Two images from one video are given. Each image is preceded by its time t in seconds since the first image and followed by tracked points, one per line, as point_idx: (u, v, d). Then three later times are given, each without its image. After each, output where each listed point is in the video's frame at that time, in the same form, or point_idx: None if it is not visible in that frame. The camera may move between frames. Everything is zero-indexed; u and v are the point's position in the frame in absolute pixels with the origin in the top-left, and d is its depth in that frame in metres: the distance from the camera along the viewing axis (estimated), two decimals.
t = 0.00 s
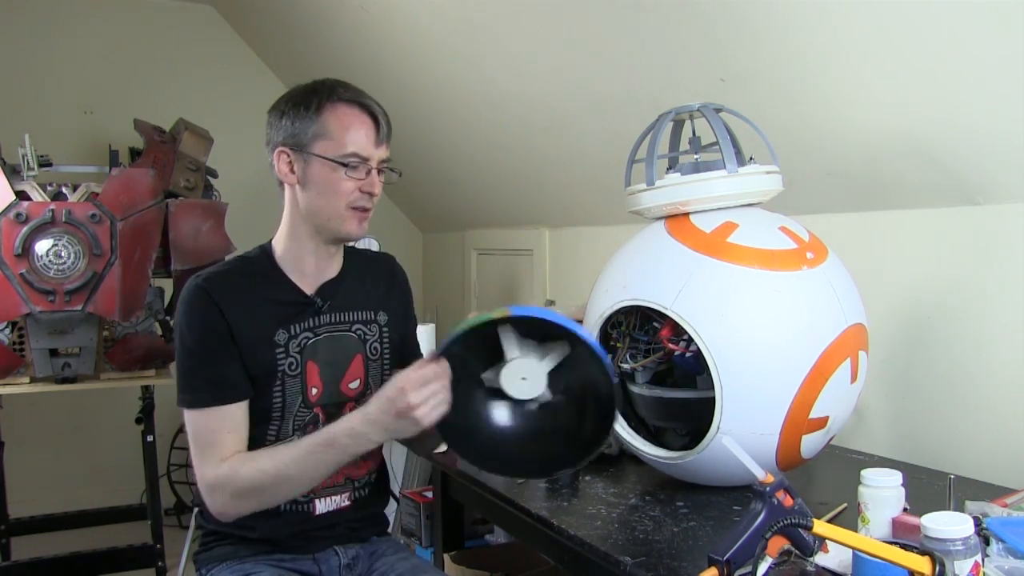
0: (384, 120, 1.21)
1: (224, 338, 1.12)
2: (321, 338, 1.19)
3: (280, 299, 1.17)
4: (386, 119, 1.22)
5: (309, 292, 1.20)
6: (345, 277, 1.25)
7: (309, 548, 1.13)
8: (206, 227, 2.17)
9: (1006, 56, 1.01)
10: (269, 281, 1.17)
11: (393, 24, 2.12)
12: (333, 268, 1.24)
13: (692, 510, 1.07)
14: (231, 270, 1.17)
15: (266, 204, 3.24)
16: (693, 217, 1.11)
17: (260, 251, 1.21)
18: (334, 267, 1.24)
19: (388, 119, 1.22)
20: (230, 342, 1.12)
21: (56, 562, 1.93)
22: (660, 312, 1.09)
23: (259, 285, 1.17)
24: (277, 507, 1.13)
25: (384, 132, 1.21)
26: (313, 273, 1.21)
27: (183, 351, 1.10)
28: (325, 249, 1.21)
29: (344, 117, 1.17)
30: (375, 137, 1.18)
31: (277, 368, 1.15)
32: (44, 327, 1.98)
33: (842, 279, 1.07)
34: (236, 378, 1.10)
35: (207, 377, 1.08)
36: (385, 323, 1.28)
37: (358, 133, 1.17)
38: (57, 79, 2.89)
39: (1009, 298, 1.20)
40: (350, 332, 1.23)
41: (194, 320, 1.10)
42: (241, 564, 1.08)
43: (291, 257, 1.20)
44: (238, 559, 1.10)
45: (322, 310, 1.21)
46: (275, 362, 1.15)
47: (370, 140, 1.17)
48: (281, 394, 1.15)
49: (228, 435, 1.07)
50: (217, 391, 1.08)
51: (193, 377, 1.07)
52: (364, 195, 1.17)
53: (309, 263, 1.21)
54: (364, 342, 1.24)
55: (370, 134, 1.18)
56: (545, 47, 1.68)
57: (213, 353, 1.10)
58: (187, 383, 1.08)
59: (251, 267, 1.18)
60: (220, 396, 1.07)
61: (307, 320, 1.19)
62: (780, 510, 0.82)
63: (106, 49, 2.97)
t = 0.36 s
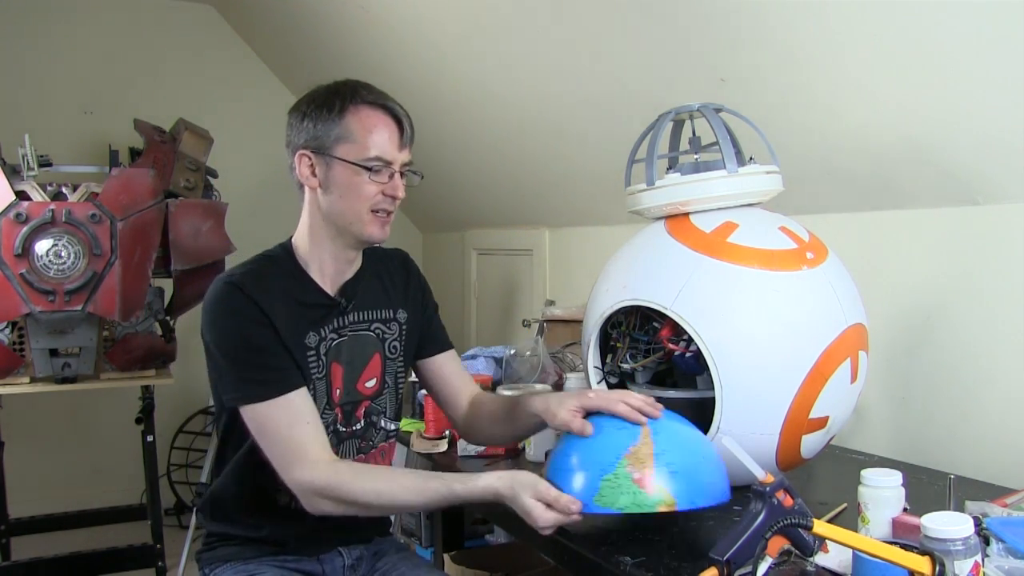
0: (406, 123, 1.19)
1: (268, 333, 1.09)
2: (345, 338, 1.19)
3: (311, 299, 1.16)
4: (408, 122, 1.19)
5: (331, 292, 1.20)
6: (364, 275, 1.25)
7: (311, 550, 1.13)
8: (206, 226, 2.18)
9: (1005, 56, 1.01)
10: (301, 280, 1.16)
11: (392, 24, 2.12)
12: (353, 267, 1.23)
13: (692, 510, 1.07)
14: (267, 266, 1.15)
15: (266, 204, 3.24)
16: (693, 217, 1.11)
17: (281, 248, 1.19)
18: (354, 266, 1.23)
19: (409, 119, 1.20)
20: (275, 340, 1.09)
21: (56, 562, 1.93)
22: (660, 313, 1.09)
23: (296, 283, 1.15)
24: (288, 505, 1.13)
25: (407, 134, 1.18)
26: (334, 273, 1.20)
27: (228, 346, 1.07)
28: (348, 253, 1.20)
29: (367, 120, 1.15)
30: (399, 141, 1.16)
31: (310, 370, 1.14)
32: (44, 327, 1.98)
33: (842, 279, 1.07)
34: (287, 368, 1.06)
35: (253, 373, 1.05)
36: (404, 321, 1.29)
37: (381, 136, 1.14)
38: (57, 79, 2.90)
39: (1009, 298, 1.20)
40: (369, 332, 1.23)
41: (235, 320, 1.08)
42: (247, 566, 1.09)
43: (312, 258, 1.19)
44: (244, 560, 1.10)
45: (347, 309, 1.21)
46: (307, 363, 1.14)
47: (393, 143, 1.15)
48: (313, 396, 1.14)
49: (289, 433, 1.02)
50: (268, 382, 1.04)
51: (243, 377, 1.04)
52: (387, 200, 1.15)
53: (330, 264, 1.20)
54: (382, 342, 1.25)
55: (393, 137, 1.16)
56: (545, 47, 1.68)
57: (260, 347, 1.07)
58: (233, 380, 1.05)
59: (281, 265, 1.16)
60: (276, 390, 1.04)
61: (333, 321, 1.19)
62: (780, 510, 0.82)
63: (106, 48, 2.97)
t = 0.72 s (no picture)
0: (422, 142, 1.12)
1: (267, 339, 1.09)
2: (354, 344, 1.19)
3: (318, 304, 1.16)
4: (424, 140, 1.13)
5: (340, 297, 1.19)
6: (375, 280, 1.24)
7: (314, 551, 1.14)
8: (206, 226, 2.18)
9: (1005, 56, 1.01)
10: (308, 284, 1.15)
11: (391, 24, 2.12)
12: (364, 272, 1.22)
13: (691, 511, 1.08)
14: (278, 266, 1.15)
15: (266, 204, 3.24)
16: (693, 217, 1.11)
17: (293, 247, 1.20)
18: (365, 271, 1.22)
19: (426, 133, 1.13)
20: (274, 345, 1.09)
21: (56, 563, 1.93)
22: (660, 312, 1.09)
23: (305, 287, 1.15)
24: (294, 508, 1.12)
25: (422, 152, 1.12)
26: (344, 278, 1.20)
27: (227, 346, 1.07)
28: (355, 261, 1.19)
29: (377, 139, 1.09)
30: (409, 164, 1.10)
31: (315, 374, 1.15)
32: (44, 327, 1.98)
33: (842, 279, 1.07)
34: (276, 379, 1.06)
35: (244, 378, 1.04)
36: (413, 327, 1.28)
37: (389, 159, 1.09)
38: (56, 79, 2.89)
39: (1009, 298, 1.20)
40: (379, 337, 1.23)
41: (235, 323, 1.08)
42: (250, 569, 1.09)
43: (322, 262, 1.18)
44: (247, 564, 1.10)
45: (356, 314, 1.20)
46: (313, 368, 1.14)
47: (401, 166, 1.10)
48: (318, 401, 1.16)
49: (272, 453, 1.00)
50: (255, 391, 1.04)
51: (235, 382, 1.04)
52: (391, 222, 1.12)
53: (339, 270, 1.19)
54: (391, 348, 1.25)
55: (402, 159, 1.10)
56: (545, 47, 1.68)
57: (256, 352, 1.07)
58: (223, 384, 1.05)
59: (291, 266, 1.16)
60: (261, 399, 1.03)
61: (341, 326, 1.18)
62: (780, 510, 0.83)
63: (106, 49, 2.97)
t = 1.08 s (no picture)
0: (377, 117, 1.14)
1: (248, 347, 1.09)
2: (342, 344, 1.18)
3: (300, 306, 1.15)
4: (379, 114, 1.14)
5: (327, 298, 1.18)
6: (363, 282, 1.23)
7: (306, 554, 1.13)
8: (206, 226, 2.18)
9: (1006, 56, 1.01)
10: (290, 288, 1.14)
11: (391, 24, 2.12)
12: (348, 269, 1.21)
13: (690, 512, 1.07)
14: (261, 272, 1.14)
15: (266, 204, 3.24)
16: (692, 217, 1.11)
17: (278, 251, 1.18)
18: (349, 268, 1.21)
19: (384, 111, 1.15)
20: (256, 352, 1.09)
21: (57, 563, 1.93)
22: (660, 313, 1.09)
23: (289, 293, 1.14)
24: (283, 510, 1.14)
25: (380, 128, 1.14)
26: (328, 276, 1.18)
27: (213, 355, 1.08)
28: (339, 256, 1.18)
29: (333, 118, 1.11)
30: (364, 136, 1.11)
31: (300, 376, 1.14)
32: (44, 327, 1.98)
33: (842, 279, 1.07)
34: (262, 390, 1.08)
35: (229, 390, 1.06)
36: (400, 328, 1.27)
37: (347, 136, 1.11)
38: (57, 80, 2.90)
39: (1009, 298, 1.20)
40: (368, 338, 1.22)
41: (218, 330, 1.08)
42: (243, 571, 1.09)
43: (302, 261, 1.17)
44: (240, 567, 1.10)
45: (342, 315, 1.19)
46: (297, 370, 1.13)
47: (360, 141, 1.11)
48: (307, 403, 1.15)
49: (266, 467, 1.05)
50: (241, 403, 1.06)
51: (222, 392, 1.06)
52: (358, 200, 1.11)
53: (322, 268, 1.18)
54: (379, 348, 1.23)
55: (360, 136, 1.11)
56: (545, 47, 1.68)
57: (240, 363, 1.08)
58: (209, 393, 1.08)
59: (277, 271, 1.15)
60: (245, 408, 1.06)
61: (327, 327, 1.17)
62: (780, 510, 0.82)
63: (106, 49, 2.97)
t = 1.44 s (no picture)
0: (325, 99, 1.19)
1: (209, 331, 1.12)
2: (308, 335, 1.17)
3: (264, 295, 1.16)
4: (326, 96, 1.19)
5: (298, 290, 1.18)
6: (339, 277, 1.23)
7: (300, 555, 1.13)
8: (206, 226, 2.16)
9: (1006, 57, 1.01)
10: (255, 277, 1.17)
11: (391, 24, 2.12)
12: (324, 263, 1.20)
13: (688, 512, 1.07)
14: (226, 266, 1.17)
15: (266, 204, 3.24)
16: (693, 217, 1.11)
17: (254, 251, 1.20)
18: (325, 261, 1.20)
19: (333, 95, 1.20)
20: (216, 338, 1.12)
21: (56, 563, 1.93)
22: (660, 313, 1.09)
23: (253, 284, 1.16)
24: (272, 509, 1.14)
25: (329, 107, 1.18)
26: (302, 269, 1.19)
27: (175, 339, 1.11)
28: (309, 243, 1.17)
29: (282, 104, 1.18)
30: (309, 112, 1.16)
31: (262, 364, 1.14)
32: (44, 328, 1.98)
33: (842, 279, 1.07)
34: (219, 371, 1.10)
35: (190, 369, 1.09)
36: (378, 328, 1.23)
37: (295, 115, 1.16)
38: (57, 80, 2.90)
39: (1009, 299, 1.20)
40: (339, 332, 1.20)
41: (182, 316, 1.11)
42: (237, 571, 1.09)
43: (277, 257, 1.18)
44: (234, 567, 1.10)
45: (309, 307, 1.18)
46: (259, 357, 1.14)
47: (308, 117, 1.16)
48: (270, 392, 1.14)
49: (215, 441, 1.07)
50: (201, 383, 1.08)
51: (180, 373, 1.09)
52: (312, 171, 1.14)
53: (295, 261, 1.18)
54: (352, 343, 1.21)
55: (308, 114, 1.16)
56: (545, 47, 1.68)
57: (198, 346, 1.10)
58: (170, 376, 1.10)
59: (245, 264, 1.18)
60: (201, 388, 1.08)
61: (293, 317, 1.17)
62: (780, 510, 0.82)
63: (106, 49, 2.97)
